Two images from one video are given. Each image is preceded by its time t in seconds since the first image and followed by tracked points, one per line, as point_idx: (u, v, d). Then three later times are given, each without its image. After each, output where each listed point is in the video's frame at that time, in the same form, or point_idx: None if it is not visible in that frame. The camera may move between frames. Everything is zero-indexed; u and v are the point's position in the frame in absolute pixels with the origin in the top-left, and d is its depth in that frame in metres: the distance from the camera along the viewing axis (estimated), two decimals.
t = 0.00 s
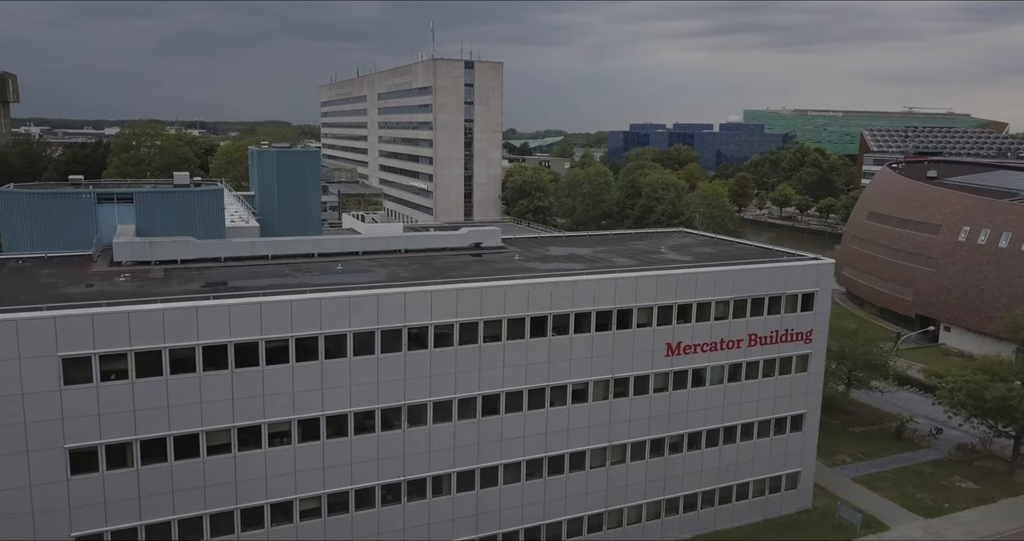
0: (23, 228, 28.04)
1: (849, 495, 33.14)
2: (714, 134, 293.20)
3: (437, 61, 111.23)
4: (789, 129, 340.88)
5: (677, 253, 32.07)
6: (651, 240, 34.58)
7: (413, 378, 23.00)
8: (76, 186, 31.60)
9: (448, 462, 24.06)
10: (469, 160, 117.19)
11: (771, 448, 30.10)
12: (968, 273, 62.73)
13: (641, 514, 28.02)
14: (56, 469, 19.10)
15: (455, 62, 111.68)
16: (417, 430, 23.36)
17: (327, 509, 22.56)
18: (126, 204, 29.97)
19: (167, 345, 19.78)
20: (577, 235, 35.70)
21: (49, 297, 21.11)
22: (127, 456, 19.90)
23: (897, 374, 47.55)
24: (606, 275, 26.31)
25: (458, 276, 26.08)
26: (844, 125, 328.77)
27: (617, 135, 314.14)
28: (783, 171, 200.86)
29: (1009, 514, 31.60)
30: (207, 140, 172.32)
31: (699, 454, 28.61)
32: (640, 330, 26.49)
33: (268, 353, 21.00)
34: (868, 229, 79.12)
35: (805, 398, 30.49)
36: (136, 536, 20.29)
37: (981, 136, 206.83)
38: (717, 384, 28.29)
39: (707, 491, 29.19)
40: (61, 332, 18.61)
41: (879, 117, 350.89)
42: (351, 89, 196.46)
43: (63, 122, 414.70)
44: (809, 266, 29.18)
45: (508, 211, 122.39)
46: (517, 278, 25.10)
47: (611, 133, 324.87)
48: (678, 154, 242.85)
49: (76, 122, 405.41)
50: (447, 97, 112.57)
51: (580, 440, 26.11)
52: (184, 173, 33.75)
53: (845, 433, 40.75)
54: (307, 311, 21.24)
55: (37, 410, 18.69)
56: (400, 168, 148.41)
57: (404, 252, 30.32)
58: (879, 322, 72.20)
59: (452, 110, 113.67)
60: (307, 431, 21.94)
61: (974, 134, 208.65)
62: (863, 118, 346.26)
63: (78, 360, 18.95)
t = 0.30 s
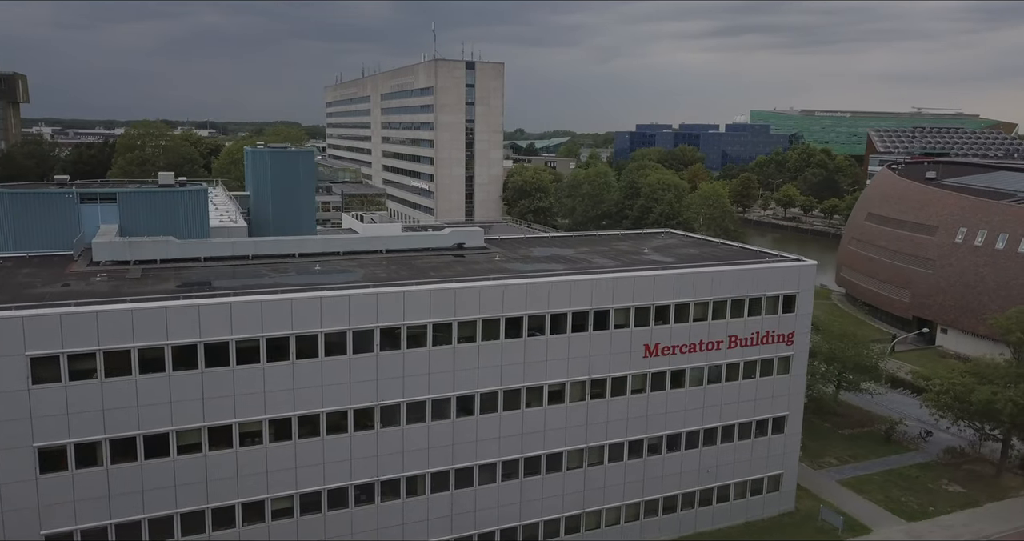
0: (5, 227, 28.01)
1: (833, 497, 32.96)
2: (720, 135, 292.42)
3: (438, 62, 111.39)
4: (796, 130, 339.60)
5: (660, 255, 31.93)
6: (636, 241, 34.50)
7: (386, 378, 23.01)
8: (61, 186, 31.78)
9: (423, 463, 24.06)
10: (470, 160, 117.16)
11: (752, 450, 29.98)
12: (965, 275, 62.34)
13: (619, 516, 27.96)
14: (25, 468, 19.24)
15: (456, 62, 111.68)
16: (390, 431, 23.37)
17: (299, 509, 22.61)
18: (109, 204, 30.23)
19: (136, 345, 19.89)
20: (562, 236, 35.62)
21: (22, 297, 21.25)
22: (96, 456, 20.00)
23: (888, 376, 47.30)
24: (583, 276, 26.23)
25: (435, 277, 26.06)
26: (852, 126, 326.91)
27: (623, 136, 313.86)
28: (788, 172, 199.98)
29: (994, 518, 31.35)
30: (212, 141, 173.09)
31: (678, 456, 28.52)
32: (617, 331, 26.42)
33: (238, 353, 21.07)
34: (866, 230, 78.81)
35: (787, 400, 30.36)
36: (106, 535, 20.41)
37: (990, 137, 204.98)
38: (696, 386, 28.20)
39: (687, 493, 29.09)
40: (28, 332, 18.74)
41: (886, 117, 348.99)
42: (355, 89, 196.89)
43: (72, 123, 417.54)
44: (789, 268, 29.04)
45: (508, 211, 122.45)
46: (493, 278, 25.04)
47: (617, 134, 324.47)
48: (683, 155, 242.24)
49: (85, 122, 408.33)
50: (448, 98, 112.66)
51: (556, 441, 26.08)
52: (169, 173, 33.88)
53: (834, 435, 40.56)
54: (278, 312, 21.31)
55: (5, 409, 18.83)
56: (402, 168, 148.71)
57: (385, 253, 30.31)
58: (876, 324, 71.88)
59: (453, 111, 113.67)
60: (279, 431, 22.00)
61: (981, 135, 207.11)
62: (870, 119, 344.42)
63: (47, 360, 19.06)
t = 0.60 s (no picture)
0: None
1: (819, 500, 32.76)
2: (726, 136, 291.19)
3: (439, 63, 111.46)
4: (802, 131, 337.97)
5: (644, 256, 31.81)
6: (621, 242, 34.41)
7: (361, 379, 23.03)
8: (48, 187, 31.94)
9: (398, 463, 24.06)
10: (472, 161, 117.01)
11: (734, 452, 29.85)
12: (963, 277, 61.85)
13: (599, 518, 27.88)
14: None
15: (457, 63, 111.69)
16: (364, 432, 23.37)
17: (273, 509, 22.66)
18: (93, 205, 30.40)
19: (107, 345, 20.01)
20: (549, 237, 35.55)
21: None
22: (67, 455, 20.11)
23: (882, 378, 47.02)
24: (562, 277, 26.16)
25: (413, 278, 26.07)
26: (859, 127, 325.04)
27: (629, 137, 313.33)
28: (794, 173, 198.98)
29: (980, 522, 31.09)
30: (217, 142, 173.63)
31: (658, 458, 28.43)
32: (595, 332, 26.36)
33: (210, 353, 21.14)
34: (865, 231, 78.39)
35: (770, 402, 30.22)
36: (78, 535, 20.50)
37: (999, 138, 203.12)
38: (676, 387, 28.12)
39: (668, 494, 28.98)
40: None
41: (894, 118, 346.76)
42: (359, 90, 197.08)
43: (82, 123, 420.97)
44: (771, 269, 28.89)
45: (509, 212, 122.45)
46: (470, 279, 25.01)
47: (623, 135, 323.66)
48: (688, 156, 241.35)
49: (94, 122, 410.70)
50: (449, 99, 112.69)
51: (534, 442, 26.03)
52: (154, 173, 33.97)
53: (823, 437, 40.33)
54: (250, 312, 21.39)
55: None
56: (404, 169, 148.89)
57: (368, 254, 30.34)
58: (874, 326, 71.51)
59: (455, 111, 113.65)
60: (251, 430, 22.04)
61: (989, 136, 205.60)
62: (878, 120, 342.36)
63: (17, 359, 19.20)
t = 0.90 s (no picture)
0: None
1: (805, 503, 32.56)
2: (733, 137, 289.88)
3: (441, 63, 111.43)
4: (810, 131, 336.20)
5: (629, 258, 31.67)
6: (608, 244, 34.29)
7: (336, 379, 23.04)
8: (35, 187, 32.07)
9: (374, 464, 24.05)
10: (473, 162, 116.78)
11: (717, 455, 29.70)
12: (961, 278, 61.35)
13: (580, 519, 27.81)
14: None
15: (459, 63, 111.55)
16: (341, 432, 23.38)
17: (249, 509, 22.70)
18: (78, 205, 30.44)
19: (79, 344, 20.07)
20: (536, 238, 35.45)
21: None
22: (40, 454, 20.20)
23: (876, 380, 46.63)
24: (541, 278, 26.07)
25: (393, 278, 26.05)
26: (868, 127, 322.96)
27: (636, 137, 312.52)
28: (800, 174, 197.99)
29: (967, 526, 30.80)
30: (222, 142, 174.09)
31: (640, 460, 28.33)
32: (575, 333, 26.28)
33: (184, 353, 21.19)
34: (866, 232, 77.90)
35: (754, 404, 30.04)
36: (51, 534, 20.59)
37: (1008, 139, 201.27)
38: (658, 389, 28.00)
39: (650, 496, 28.86)
40: None
41: (902, 119, 344.39)
42: (364, 90, 197.28)
43: (91, 123, 423.58)
44: (755, 271, 28.70)
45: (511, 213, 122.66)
46: (448, 280, 24.96)
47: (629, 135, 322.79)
48: (694, 157, 240.51)
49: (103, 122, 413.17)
50: (451, 99, 112.70)
51: (513, 444, 25.97)
52: (141, 173, 34.02)
53: (813, 440, 40.06)
54: (224, 312, 21.42)
55: None
56: (407, 169, 149.08)
57: (351, 254, 30.32)
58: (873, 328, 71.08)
59: (456, 112, 113.53)
60: (226, 430, 22.07)
61: (997, 137, 203.87)
62: (886, 121, 340.26)
63: None
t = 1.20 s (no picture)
0: None
1: (791, 506, 32.37)
2: (739, 137, 288.63)
3: (443, 63, 111.19)
4: (817, 132, 334.51)
5: (615, 259, 31.56)
6: (594, 245, 34.19)
7: (313, 380, 23.06)
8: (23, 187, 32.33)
9: (353, 465, 24.05)
10: (475, 162, 116.39)
11: (701, 457, 29.56)
12: (960, 280, 60.89)
13: (561, 521, 27.72)
14: None
15: (460, 63, 111.20)
16: (318, 433, 23.39)
17: (225, 509, 22.71)
18: (64, 205, 30.58)
19: (54, 344, 20.16)
20: (524, 239, 35.36)
21: None
22: (15, 453, 20.29)
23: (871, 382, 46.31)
24: (521, 280, 25.99)
25: (373, 279, 26.05)
26: (876, 128, 320.72)
27: (642, 137, 311.68)
28: (806, 175, 196.86)
29: (954, 531, 30.51)
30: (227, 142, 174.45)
31: (622, 462, 28.22)
32: (555, 335, 26.21)
33: (160, 353, 21.25)
34: (866, 234, 77.42)
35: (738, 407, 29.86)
36: (27, 533, 20.68)
37: (1016, 139, 199.59)
38: (640, 391, 27.90)
39: (633, 498, 28.74)
40: None
41: (910, 119, 342.11)
42: (369, 90, 197.31)
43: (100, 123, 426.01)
44: (739, 272, 28.53)
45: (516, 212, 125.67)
46: (427, 281, 24.93)
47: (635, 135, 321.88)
48: (700, 157, 239.59)
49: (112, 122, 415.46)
50: (452, 99, 112.43)
51: (493, 445, 25.92)
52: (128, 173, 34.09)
53: (804, 443, 39.83)
54: (199, 312, 21.46)
55: None
56: (410, 169, 149.23)
57: (336, 255, 30.37)
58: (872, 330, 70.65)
59: (458, 112, 113.27)
60: (202, 431, 22.10)
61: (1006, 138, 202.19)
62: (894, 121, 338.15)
63: None
